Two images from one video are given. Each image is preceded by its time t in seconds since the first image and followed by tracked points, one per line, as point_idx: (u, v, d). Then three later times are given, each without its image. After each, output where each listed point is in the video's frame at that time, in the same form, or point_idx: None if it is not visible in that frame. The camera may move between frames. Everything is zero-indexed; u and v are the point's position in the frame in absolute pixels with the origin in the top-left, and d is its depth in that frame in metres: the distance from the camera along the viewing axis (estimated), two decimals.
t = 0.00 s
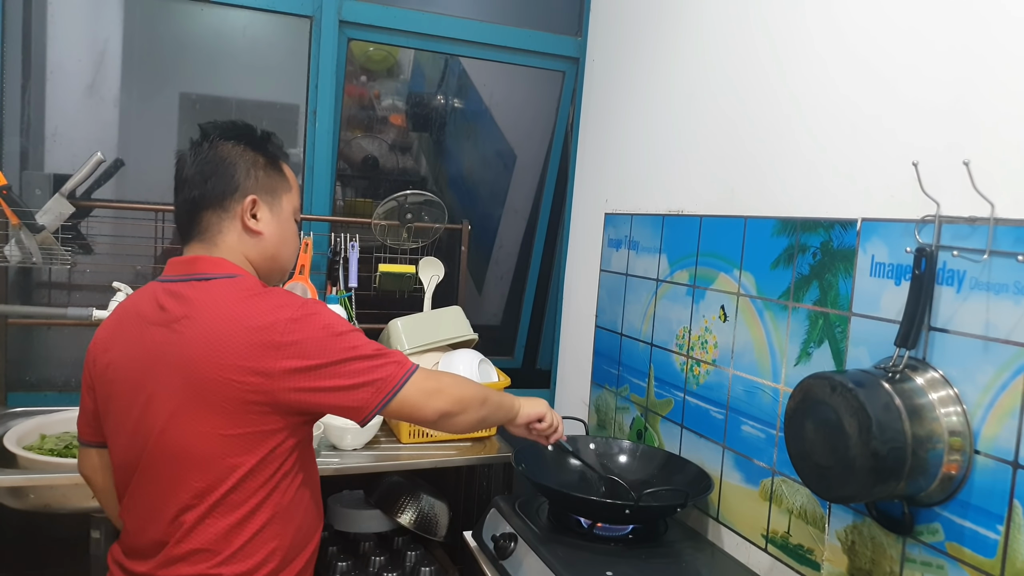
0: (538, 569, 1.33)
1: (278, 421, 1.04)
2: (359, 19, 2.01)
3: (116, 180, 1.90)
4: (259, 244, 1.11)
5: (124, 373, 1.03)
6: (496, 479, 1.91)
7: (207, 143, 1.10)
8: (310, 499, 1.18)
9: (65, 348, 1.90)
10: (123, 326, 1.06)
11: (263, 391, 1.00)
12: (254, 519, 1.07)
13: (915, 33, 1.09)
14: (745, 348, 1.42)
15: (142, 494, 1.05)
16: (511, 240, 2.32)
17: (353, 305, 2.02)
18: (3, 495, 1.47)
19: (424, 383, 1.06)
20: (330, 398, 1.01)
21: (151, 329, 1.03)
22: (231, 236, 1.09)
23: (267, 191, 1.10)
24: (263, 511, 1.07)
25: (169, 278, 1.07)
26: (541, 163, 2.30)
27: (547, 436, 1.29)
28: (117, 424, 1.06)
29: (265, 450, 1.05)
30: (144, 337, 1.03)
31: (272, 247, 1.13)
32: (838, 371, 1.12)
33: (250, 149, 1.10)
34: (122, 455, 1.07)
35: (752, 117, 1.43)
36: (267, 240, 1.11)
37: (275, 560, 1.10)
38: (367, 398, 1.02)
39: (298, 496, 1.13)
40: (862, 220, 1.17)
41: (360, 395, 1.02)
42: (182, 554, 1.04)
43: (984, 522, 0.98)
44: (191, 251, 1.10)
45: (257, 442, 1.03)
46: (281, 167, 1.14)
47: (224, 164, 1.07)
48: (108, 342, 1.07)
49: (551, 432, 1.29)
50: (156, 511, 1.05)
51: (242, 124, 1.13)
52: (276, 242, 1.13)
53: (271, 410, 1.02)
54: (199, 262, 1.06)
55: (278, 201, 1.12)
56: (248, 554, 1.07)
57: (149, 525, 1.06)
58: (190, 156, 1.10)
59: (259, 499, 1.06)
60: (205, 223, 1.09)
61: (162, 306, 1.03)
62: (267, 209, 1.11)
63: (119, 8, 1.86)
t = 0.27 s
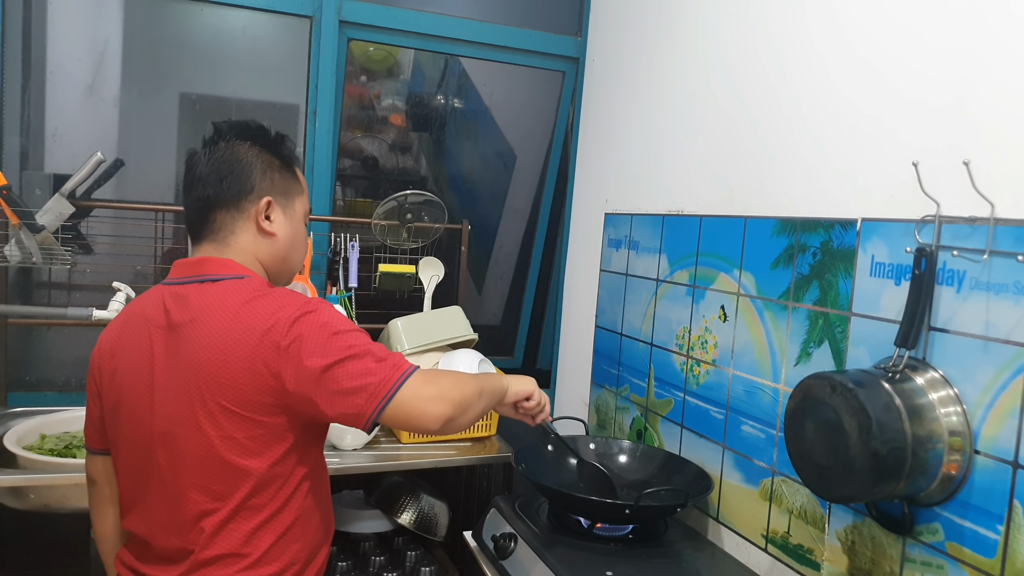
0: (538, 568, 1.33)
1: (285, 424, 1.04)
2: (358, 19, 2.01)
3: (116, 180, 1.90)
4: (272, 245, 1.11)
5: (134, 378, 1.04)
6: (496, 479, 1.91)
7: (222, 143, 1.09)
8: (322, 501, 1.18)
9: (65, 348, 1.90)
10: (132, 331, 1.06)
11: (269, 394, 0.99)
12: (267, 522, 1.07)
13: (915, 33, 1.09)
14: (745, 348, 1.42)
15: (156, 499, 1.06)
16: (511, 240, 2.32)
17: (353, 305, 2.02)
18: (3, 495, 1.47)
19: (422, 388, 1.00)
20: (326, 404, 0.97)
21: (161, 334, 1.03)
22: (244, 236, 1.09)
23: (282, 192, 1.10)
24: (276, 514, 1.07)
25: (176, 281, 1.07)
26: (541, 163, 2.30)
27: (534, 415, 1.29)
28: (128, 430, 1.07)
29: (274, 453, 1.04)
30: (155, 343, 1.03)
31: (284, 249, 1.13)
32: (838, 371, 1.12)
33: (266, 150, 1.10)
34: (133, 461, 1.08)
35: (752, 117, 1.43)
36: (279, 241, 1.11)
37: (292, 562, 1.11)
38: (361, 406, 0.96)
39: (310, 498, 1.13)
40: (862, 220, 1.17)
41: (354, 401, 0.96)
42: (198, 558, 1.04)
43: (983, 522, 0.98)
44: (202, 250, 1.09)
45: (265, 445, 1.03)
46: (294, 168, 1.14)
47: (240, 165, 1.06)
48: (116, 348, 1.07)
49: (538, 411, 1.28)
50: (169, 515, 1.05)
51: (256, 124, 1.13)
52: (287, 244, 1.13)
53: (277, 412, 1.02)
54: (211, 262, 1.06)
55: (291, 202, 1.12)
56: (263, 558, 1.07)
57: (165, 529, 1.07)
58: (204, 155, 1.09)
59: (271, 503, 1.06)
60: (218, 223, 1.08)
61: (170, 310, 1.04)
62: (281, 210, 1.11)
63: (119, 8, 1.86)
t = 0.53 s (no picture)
0: (538, 569, 1.33)
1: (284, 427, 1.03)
2: (358, 19, 2.01)
3: (116, 180, 1.90)
4: (272, 244, 1.12)
5: (133, 380, 1.04)
6: (496, 479, 1.92)
7: (222, 142, 1.09)
8: (320, 504, 1.17)
9: (66, 348, 1.90)
10: (130, 332, 1.06)
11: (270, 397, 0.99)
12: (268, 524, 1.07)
13: (915, 33, 1.09)
14: (744, 348, 1.42)
15: (153, 500, 1.06)
16: (511, 240, 2.32)
17: (353, 305, 2.03)
18: (3, 495, 1.47)
19: (430, 397, 1.04)
20: (337, 408, 1.00)
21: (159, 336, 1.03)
22: (246, 235, 1.09)
23: (282, 192, 1.11)
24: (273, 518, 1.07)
25: (175, 283, 1.07)
26: (541, 163, 2.30)
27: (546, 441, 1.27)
28: (128, 431, 1.06)
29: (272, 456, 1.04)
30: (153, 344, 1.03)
31: (283, 248, 1.14)
32: (838, 371, 1.12)
33: (266, 150, 1.10)
34: (133, 463, 1.08)
35: (752, 117, 1.43)
36: (280, 240, 1.12)
37: (291, 564, 1.11)
38: (374, 410, 1.00)
39: (307, 501, 1.13)
40: (862, 220, 1.17)
41: (367, 406, 1.00)
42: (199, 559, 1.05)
43: (983, 522, 0.98)
44: (201, 249, 1.08)
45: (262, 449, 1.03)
46: (292, 169, 1.16)
47: (243, 164, 1.07)
48: (115, 349, 1.07)
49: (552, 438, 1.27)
50: (170, 517, 1.05)
51: (254, 124, 1.13)
52: (286, 243, 1.14)
53: (281, 415, 1.02)
54: (212, 263, 1.06)
55: (290, 202, 1.13)
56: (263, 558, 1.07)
57: (164, 531, 1.06)
58: (203, 153, 1.08)
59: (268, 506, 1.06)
60: (219, 221, 1.08)
61: (169, 312, 1.03)
62: (281, 210, 1.12)
63: (119, 8, 1.86)
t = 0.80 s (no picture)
0: (537, 569, 1.33)
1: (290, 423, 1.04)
2: (358, 19, 2.01)
3: (116, 180, 1.90)
4: (271, 246, 1.14)
5: (131, 380, 1.03)
6: (496, 478, 1.92)
7: (226, 143, 1.09)
8: (319, 497, 1.19)
9: (66, 348, 1.90)
10: (124, 332, 1.04)
11: (277, 393, 1.00)
12: (272, 518, 1.08)
13: (915, 33, 1.09)
14: (745, 348, 1.42)
15: (155, 501, 1.05)
16: (511, 240, 2.32)
17: (353, 305, 2.03)
18: (3, 495, 1.47)
19: (431, 386, 1.04)
20: (340, 403, 1.00)
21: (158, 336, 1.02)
22: (248, 235, 1.10)
23: (281, 197, 1.14)
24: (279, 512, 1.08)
25: (172, 283, 1.06)
26: (541, 163, 2.30)
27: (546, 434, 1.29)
28: (125, 432, 1.05)
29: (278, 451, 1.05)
30: (151, 344, 1.01)
31: (279, 250, 1.16)
32: (838, 371, 1.12)
33: (268, 155, 1.13)
34: (130, 464, 1.06)
35: (752, 118, 1.43)
36: (278, 242, 1.15)
37: (294, 556, 1.12)
38: (376, 402, 1.00)
39: (309, 495, 1.14)
40: (862, 220, 1.17)
41: (369, 399, 1.00)
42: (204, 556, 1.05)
43: (983, 522, 0.98)
44: (200, 247, 1.08)
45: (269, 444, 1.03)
46: (287, 174, 1.18)
47: (249, 168, 1.08)
48: (108, 349, 1.05)
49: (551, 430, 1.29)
50: (173, 516, 1.05)
51: (252, 129, 1.15)
52: (282, 245, 1.16)
53: (285, 410, 1.03)
54: (210, 262, 1.06)
55: (287, 206, 1.16)
56: (269, 552, 1.08)
57: (167, 531, 1.06)
58: (208, 153, 1.07)
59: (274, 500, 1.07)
60: (222, 219, 1.08)
61: (168, 311, 1.02)
62: (280, 213, 1.14)
63: (119, 8, 1.86)
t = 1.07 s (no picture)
0: (538, 569, 1.33)
1: (285, 417, 1.05)
2: (358, 19, 2.01)
3: (116, 180, 1.90)
4: (259, 244, 1.13)
5: (125, 381, 1.02)
6: (496, 478, 1.92)
7: (214, 144, 1.09)
8: (316, 490, 1.19)
9: (65, 348, 1.90)
10: (117, 333, 1.04)
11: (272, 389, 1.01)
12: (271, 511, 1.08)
13: (915, 33, 1.09)
14: (745, 348, 1.42)
15: (153, 500, 1.05)
16: (511, 240, 2.32)
17: (353, 305, 2.03)
18: (3, 495, 1.47)
19: (419, 379, 1.03)
20: (330, 398, 0.99)
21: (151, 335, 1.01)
22: (236, 234, 1.10)
23: (270, 196, 1.14)
24: (279, 505, 1.09)
25: (163, 282, 1.05)
26: (541, 163, 2.30)
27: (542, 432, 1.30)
28: (119, 433, 1.05)
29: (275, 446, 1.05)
30: (144, 343, 1.01)
31: (268, 249, 1.16)
32: (838, 371, 1.12)
33: (256, 155, 1.13)
34: (126, 464, 1.06)
35: (753, 118, 1.43)
36: (266, 241, 1.15)
37: (294, 548, 1.13)
38: (363, 398, 0.98)
39: (307, 489, 1.15)
40: (862, 220, 1.17)
41: (356, 394, 0.98)
42: (205, 551, 1.05)
43: (983, 522, 0.98)
44: (189, 246, 1.08)
45: (266, 439, 1.04)
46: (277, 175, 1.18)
47: (237, 167, 1.08)
48: (101, 351, 1.04)
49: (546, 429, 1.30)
50: (171, 514, 1.05)
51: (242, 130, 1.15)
52: (270, 244, 1.16)
53: (280, 405, 1.03)
54: (200, 261, 1.06)
55: (275, 205, 1.16)
56: (269, 545, 1.08)
57: (166, 528, 1.06)
58: (196, 154, 1.08)
59: (274, 494, 1.08)
60: (209, 219, 1.08)
61: (159, 310, 1.02)
62: (268, 212, 1.14)
63: (119, 8, 1.86)
